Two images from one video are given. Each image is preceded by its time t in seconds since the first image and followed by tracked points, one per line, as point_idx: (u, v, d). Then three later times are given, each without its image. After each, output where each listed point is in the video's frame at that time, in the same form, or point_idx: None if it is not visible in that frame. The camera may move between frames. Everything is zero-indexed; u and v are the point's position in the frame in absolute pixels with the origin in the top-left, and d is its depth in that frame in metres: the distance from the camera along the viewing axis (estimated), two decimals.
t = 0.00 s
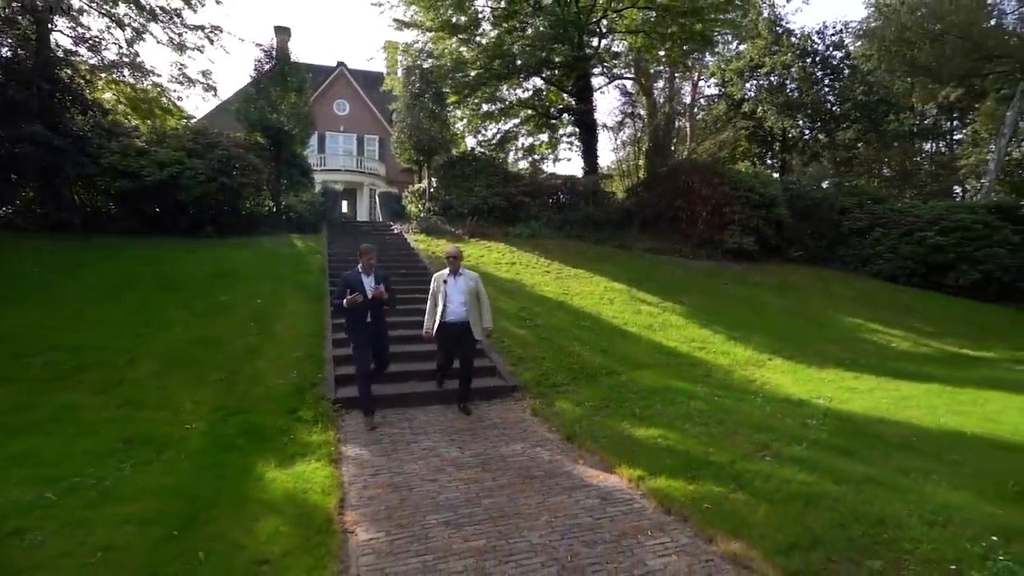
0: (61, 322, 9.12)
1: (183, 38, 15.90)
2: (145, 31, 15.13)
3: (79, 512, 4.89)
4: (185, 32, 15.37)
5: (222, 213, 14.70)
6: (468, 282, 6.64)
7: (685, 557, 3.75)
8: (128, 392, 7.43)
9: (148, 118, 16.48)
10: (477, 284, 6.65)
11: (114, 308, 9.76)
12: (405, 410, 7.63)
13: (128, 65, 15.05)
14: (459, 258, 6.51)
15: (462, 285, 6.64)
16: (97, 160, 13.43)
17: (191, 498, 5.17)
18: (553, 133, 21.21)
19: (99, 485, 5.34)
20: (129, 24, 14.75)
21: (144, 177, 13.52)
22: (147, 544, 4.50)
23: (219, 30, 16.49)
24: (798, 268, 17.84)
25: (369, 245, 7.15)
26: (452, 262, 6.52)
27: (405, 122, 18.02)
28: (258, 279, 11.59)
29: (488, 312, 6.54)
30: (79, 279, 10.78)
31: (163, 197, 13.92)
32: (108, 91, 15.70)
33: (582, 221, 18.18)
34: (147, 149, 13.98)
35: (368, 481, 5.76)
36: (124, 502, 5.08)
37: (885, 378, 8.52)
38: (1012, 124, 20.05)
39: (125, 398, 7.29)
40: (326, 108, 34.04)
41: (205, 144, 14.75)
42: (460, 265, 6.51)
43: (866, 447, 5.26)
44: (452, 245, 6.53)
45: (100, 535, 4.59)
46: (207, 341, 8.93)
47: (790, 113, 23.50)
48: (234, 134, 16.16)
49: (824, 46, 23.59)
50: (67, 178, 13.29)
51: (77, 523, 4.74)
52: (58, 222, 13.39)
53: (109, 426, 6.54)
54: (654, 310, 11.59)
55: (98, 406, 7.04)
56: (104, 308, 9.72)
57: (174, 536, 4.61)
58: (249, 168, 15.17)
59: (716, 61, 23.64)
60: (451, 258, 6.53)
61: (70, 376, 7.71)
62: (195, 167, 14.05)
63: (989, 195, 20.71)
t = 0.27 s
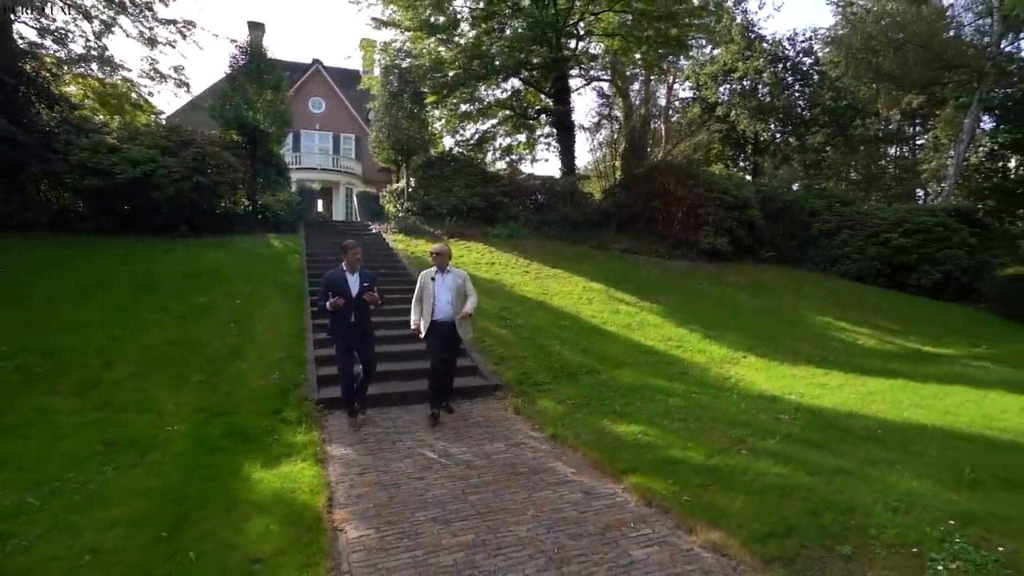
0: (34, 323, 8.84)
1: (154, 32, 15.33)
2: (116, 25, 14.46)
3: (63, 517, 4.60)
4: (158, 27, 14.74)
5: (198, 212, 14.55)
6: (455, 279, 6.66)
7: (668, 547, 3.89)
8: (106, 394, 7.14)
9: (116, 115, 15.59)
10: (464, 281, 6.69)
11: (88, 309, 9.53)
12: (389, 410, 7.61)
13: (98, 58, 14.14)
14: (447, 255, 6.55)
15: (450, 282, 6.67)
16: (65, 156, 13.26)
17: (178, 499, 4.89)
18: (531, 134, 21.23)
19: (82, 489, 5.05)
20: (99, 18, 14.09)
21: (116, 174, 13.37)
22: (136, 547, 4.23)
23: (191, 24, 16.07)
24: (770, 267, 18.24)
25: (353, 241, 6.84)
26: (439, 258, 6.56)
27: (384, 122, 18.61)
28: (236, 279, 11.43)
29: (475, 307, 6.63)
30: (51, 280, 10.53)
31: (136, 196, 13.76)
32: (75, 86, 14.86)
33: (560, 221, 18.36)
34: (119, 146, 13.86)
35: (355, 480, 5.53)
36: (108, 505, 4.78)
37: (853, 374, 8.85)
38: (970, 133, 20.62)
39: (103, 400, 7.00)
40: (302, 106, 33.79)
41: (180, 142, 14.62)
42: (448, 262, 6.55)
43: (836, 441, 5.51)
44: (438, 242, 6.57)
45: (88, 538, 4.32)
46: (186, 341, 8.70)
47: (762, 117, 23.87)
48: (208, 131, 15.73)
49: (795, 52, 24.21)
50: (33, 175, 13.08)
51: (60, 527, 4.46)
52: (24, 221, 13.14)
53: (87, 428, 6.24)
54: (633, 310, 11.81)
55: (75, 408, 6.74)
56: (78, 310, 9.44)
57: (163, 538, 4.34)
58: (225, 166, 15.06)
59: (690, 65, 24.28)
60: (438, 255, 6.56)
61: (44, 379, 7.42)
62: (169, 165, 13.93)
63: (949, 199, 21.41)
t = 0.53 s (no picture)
0: (16, 326, 8.76)
1: (134, 29, 15.23)
2: (94, 20, 14.32)
3: (52, 519, 4.44)
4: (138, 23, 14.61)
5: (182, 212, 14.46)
6: (446, 283, 6.60)
7: (654, 541, 4.01)
8: (92, 397, 7.09)
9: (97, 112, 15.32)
10: (456, 284, 6.63)
11: (71, 311, 9.44)
12: (378, 409, 7.62)
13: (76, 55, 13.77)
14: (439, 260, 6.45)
15: (442, 286, 6.58)
16: (45, 155, 13.14)
17: (170, 501, 4.71)
18: (516, 134, 21.33)
19: (71, 493, 4.88)
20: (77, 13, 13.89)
21: (97, 173, 13.33)
22: (126, 547, 4.04)
23: (173, 21, 15.97)
24: (753, 267, 18.50)
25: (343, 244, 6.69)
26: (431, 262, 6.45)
27: (370, 123, 18.77)
28: (221, 279, 11.39)
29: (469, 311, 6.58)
30: (34, 282, 10.43)
31: (117, 194, 13.72)
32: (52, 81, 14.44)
33: (546, 221, 18.46)
34: (100, 145, 13.79)
35: (345, 480, 5.40)
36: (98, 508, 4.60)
37: (832, 372, 9.07)
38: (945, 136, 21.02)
39: (89, 403, 6.94)
40: (286, 105, 33.64)
41: (163, 141, 14.53)
42: (438, 265, 6.47)
43: (815, 437, 5.68)
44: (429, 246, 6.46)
45: (80, 540, 4.15)
46: (171, 342, 8.68)
47: (744, 118, 24.40)
48: (191, 130, 15.58)
49: (777, 56, 24.86)
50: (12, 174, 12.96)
51: (48, 530, 4.30)
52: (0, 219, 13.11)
53: (74, 433, 6.12)
54: (618, 309, 11.96)
55: (60, 413, 6.65)
56: (61, 312, 9.36)
57: (155, 538, 4.16)
58: (209, 166, 14.91)
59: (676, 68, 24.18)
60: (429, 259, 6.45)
61: (28, 383, 7.35)
62: (151, 164, 13.87)
63: (925, 200, 21.84)
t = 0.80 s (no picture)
0: (7, 326, 8.75)
1: (123, 27, 15.19)
2: (82, 17, 14.23)
3: (48, 514, 4.37)
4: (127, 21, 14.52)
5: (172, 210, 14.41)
6: (443, 282, 6.46)
7: (644, 535, 4.10)
8: (85, 396, 7.09)
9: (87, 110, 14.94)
10: (451, 283, 6.51)
11: (63, 311, 9.43)
12: (371, 408, 7.66)
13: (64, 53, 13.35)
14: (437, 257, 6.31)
15: (439, 284, 6.42)
16: (33, 153, 13.19)
17: (166, 497, 4.66)
18: (508, 134, 21.44)
19: (66, 489, 4.82)
20: (65, 8, 13.72)
21: (87, 172, 13.34)
22: (124, 543, 4.00)
23: (163, 19, 15.93)
24: (743, 267, 18.65)
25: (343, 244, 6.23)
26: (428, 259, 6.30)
27: (364, 123, 19.65)
28: (213, 279, 11.41)
29: (464, 309, 6.47)
30: (25, 281, 10.41)
31: (107, 193, 13.71)
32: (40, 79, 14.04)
33: (538, 222, 18.54)
34: (90, 143, 13.76)
35: (340, 477, 5.41)
36: (94, 504, 4.54)
37: (819, 371, 9.20)
38: (929, 139, 21.29)
39: (82, 403, 6.94)
40: (277, 105, 33.61)
41: (153, 140, 14.49)
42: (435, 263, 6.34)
43: (801, 433, 5.80)
44: (426, 242, 6.32)
45: (76, 535, 4.08)
46: (164, 342, 8.69)
47: (735, 120, 24.57)
48: (184, 129, 15.67)
49: (767, 57, 24.90)
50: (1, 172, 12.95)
51: (44, 528, 4.19)
52: None
53: (68, 433, 6.06)
54: (610, 309, 12.06)
55: (53, 412, 6.66)
56: (53, 312, 9.36)
57: (152, 534, 4.11)
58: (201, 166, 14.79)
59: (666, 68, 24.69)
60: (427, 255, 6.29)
61: (20, 382, 7.35)
62: (141, 162, 13.89)
63: (911, 202, 22.10)
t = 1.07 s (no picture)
0: (4, 324, 8.80)
1: (118, 26, 15.22)
2: (77, 16, 14.25)
3: (51, 508, 4.45)
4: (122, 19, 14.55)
5: (167, 209, 14.46)
6: (444, 282, 6.42)
7: (635, 526, 4.21)
8: (84, 394, 7.15)
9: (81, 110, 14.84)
10: (452, 284, 6.48)
11: (60, 309, 9.48)
12: (368, 405, 7.73)
13: (58, 51, 13.26)
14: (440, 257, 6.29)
15: (441, 283, 6.39)
16: (29, 151, 13.27)
17: (167, 491, 4.75)
18: (504, 134, 21.54)
19: (68, 483, 4.90)
20: (60, 6, 13.75)
21: (84, 171, 13.41)
22: (127, 534, 4.08)
23: (157, 18, 16.00)
24: (737, 267, 18.78)
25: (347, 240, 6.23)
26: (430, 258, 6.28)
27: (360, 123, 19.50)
28: (210, 278, 11.46)
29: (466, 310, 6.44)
30: (22, 280, 10.45)
31: (103, 192, 13.76)
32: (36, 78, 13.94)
33: (534, 221, 18.64)
34: (85, 142, 13.80)
35: (338, 471, 5.50)
36: (97, 497, 4.62)
37: (810, 368, 9.34)
38: (921, 140, 21.49)
39: (82, 400, 7.00)
40: (273, 104, 33.63)
41: (149, 139, 14.54)
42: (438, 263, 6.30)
43: (790, 429, 5.91)
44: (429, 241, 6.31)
45: (80, 528, 4.16)
46: (162, 341, 8.75)
47: (730, 121, 24.73)
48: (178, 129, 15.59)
49: (761, 59, 25.20)
50: None
51: (47, 521, 4.26)
52: None
53: (68, 430, 6.12)
54: (605, 308, 12.18)
55: (53, 409, 6.73)
56: (50, 310, 9.40)
57: (154, 526, 4.20)
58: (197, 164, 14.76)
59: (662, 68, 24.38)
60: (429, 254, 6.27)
61: (19, 380, 7.41)
62: (137, 161, 13.97)
63: (903, 202, 22.29)
